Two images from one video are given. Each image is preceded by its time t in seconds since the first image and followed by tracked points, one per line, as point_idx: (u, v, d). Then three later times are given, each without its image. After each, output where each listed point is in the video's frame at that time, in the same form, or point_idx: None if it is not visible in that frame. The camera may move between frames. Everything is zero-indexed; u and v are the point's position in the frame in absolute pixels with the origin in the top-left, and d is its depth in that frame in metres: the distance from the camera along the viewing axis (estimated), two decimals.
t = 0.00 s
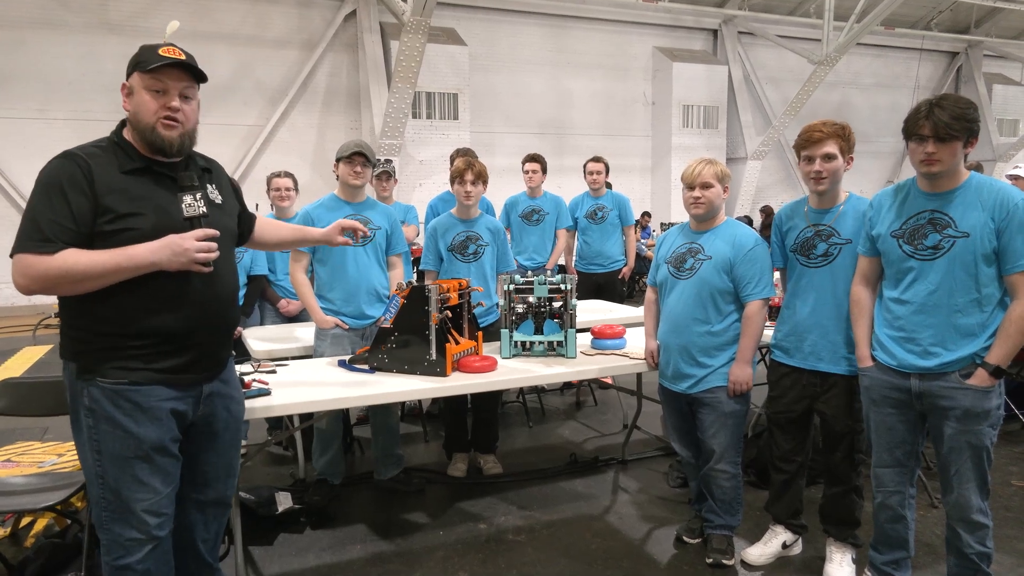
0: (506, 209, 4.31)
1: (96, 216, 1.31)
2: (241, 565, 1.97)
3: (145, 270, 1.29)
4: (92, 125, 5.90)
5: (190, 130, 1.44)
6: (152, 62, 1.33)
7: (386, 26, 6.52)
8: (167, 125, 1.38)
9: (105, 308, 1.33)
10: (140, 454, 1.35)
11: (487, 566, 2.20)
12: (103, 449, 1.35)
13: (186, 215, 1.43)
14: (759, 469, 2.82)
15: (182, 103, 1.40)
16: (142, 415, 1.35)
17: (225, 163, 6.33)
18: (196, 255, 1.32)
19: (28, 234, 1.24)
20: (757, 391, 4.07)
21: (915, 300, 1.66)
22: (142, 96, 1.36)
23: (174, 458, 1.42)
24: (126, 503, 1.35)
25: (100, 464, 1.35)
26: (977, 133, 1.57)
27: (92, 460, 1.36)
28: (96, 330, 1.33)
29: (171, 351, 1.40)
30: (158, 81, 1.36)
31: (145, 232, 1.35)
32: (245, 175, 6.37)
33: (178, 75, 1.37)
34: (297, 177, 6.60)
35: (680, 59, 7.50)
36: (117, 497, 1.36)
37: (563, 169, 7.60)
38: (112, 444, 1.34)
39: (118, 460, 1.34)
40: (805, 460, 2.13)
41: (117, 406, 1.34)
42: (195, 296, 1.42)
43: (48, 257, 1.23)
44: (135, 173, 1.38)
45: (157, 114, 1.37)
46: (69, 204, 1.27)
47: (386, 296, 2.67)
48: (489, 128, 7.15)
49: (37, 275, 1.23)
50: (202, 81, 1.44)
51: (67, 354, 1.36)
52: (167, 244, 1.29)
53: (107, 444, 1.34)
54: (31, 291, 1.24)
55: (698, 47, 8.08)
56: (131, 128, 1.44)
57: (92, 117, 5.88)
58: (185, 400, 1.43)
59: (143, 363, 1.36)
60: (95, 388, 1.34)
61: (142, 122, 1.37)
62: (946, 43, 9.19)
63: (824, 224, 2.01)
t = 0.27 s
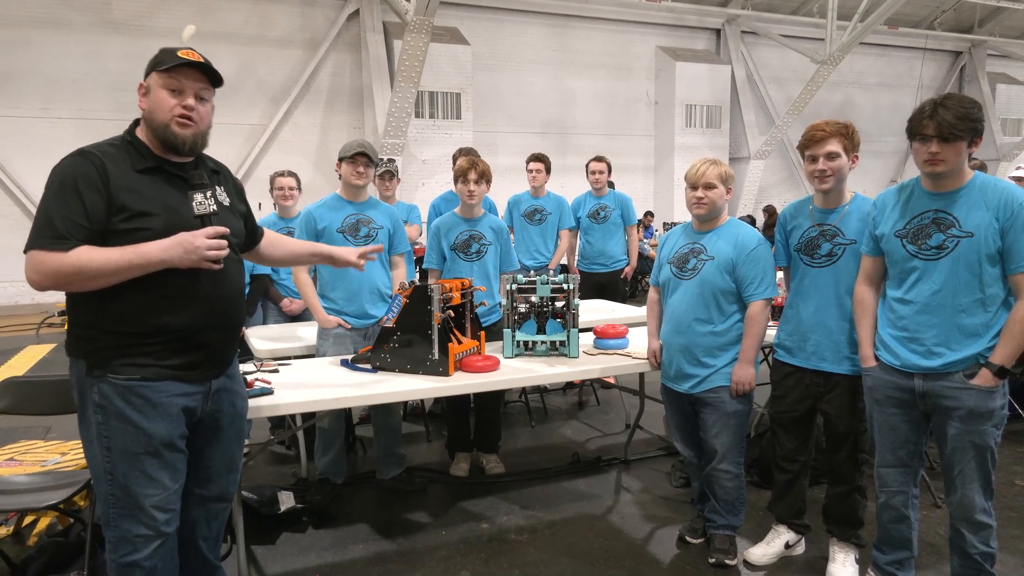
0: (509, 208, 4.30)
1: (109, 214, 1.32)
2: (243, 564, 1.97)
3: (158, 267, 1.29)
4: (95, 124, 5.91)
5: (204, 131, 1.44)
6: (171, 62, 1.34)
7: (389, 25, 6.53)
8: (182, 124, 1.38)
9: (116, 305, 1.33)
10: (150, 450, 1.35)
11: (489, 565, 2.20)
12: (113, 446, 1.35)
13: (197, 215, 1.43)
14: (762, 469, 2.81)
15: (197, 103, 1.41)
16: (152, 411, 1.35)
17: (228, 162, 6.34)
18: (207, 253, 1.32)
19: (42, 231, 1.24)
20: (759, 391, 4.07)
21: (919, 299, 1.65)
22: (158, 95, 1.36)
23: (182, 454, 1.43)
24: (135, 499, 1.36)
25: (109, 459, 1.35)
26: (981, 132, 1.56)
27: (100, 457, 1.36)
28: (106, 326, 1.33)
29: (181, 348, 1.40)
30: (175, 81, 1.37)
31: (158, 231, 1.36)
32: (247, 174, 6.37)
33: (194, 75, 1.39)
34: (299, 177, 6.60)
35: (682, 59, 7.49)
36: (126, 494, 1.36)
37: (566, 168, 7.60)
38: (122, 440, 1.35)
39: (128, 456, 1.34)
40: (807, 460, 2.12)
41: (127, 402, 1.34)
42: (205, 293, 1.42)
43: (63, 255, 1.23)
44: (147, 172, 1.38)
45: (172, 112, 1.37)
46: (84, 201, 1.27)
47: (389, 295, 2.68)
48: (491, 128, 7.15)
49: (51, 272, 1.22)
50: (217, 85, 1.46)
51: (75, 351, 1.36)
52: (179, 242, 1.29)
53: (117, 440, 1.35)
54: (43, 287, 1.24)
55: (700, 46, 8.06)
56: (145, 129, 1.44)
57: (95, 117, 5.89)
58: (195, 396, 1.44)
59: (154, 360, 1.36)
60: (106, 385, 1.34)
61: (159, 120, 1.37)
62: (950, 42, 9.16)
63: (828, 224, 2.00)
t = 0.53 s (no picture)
0: (508, 207, 4.30)
1: (116, 210, 1.33)
2: (243, 564, 1.97)
3: (160, 264, 1.29)
4: (96, 124, 5.91)
5: (214, 130, 1.44)
6: (179, 62, 1.36)
7: (389, 25, 6.53)
8: (191, 123, 1.39)
9: (119, 298, 1.34)
10: (146, 443, 1.36)
11: (490, 565, 2.20)
12: (112, 437, 1.36)
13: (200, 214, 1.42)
14: (762, 469, 2.81)
15: (206, 103, 1.41)
16: (149, 405, 1.36)
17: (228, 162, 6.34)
18: (207, 250, 1.30)
19: (49, 225, 1.25)
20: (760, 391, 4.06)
21: (920, 299, 1.65)
22: (168, 96, 1.38)
23: (179, 448, 1.43)
24: (132, 491, 1.36)
25: (108, 450, 1.36)
26: (982, 132, 1.56)
27: (101, 448, 1.37)
28: (109, 320, 1.34)
29: (181, 344, 1.40)
30: (184, 82, 1.38)
31: (162, 228, 1.36)
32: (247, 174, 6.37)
33: (202, 76, 1.40)
34: (300, 176, 6.60)
35: (683, 59, 7.49)
36: (123, 486, 1.36)
37: (566, 168, 7.60)
38: (120, 432, 1.35)
39: (125, 448, 1.35)
40: (806, 460, 2.12)
41: (124, 395, 1.34)
42: (206, 290, 1.42)
43: (68, 248, 1.24)
44: (157, 172, 1.39)
45: (180, 111, 1.38)
46: (91, 197, 1.28)
47: (389, 295, 2.68)
48: (491, 128, 7.15)
49: (57, 265, 1.24)
50: (227, 86, 1.47)
51: (80, 344, 1.38)
52: (180, 240, 1.29)
53: (116, 432, 1.35)
54: (53, 280, 1.26)
55: (701, 46, 8.06)
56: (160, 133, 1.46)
57: (95, 116, 5.89)
58: (192, 391, 1.43)
59: (152, 355, 1.37)
60: (105, 376, 1.35)
61: (169, 120, 1.38)
62: (950, 41, 9.16)
63: (828, 223, 2.00)
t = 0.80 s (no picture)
0: (503, 208, 4.29)
1: (116, 211, 1.33)
2: (242, 565, 1.96)
3: (158, 262, 1.29)
4: (95, 125, 5.91)
5: (215, 134, 1.45)
6: (179, 69, 1.36)
7: (388, 26, 6.53)
8: (192, 129, 1.40)
9: (122, 296, 1.35)
10: (146, 439, 1.36)
11: (489, 566, 2.20)
12: (114, 432, 1.36)
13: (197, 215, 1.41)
14: (761, 470, 2.81)
15: (206, 107, 1.41)
16: (149, 401, 1.36)
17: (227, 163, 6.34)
18: (201, 249, 1.30)
19: (52, 225, 1.27)
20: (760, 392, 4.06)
21: (920, 300, 1.65)
22: (171, 103, 1.39)
23: (180, 444, 1.42)
24: (132, 486, 1.36)
25: (111, 444, 1.37)
26: (981, 134, 1.56)
27: (104, 443, 1.38)
28: (111, 317, 1.36)
29: (182, 341, 1.40)
30: (184, 88, 1.39)
31: (162, 228, 1.36)
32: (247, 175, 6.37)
33: (203, 80, 1.40)
34: (299, 178, 6.60)
35: (682, 60, 7.50)
36: (124, 481, 1.37)
37: (565, 169, 7.60)
38: (121, 427, 1.36)
39: (125, 443, 1.35)
40: (803, 461, 2.12)
41: (126, 391, 1.35)
42: (205, 287, 1.42)
43: (69, 247, 1.25)
44: (159, 173, 1.39)
45: (182, 117, 1.39)
46: (93, 198, 1.29)
47: (388, 296, 2.68)
48: (491, 129, 7.15)
49: (59, 263, 1.25)
50: (229, 89, 1.46)
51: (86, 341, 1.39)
52: (176, 238, 1.29)
53: (117, 427, 1.36)
54: (57, 280, 1.27)
55: (700, 48, 8.08)
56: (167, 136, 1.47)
57: (95, 117, 5.89)
58: (193, 388, 1.43)
59: (153, 351, 1.37)
60: (107, 372, 1.35)
61: (171, 127, 1.39)
62: (949, 43, 9.17)
63: (825, 225, 2.00)
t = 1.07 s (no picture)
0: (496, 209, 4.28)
1: (119, 210, 1.33)
2: (240, 566, 1.96)
3: (159, 261, 1.28)
4: (93, 125, 5.90)
5: (218, 135, 1.45)
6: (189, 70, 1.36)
7: (387, 27, 6.53)
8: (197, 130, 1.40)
9: (124, 294, 1.35)
10: (147, 437, 1.35)
11: (488, 567, 2.20)
12: (116, 431, 1.36)
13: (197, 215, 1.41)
14: (759, 471, 2.81)
15: (213, 109, 1.42)
16: (150, 399, 1.35)
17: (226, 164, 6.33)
18: (202, 247, 1.29)
19: (55, 225, 1.26)
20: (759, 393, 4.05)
21: (919, 300, 1.65)
22: (177, 103, 1.38)
23: (182, 442, 1.42)
24: (134, 484, 1.36)
25: (113, 442, 1.36)
26: (980, 135, 1.57)
27: (106, 441, 1.38)
28: (112, 315, 1.35)
29: (184, 339, 1.40)
30: (192, 89, 1.39)
31: (163, 227, 1.35)
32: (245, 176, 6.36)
33: (211, 83, 1.41)
34: (298, 178, 6.59)
35: (680, 61, 7.51)
36: (126, 479, 1.36)
37: (564, 170, 7.60)
38: (123, 425, 1.35)
39: (127, 441, 1.35)
40: (800, 461, 2.13)
41: (128, 389, 1.35)
42: (206, 286, 1.41)
43: (71, 247, 1.25)
44: (160, 172, 1.39)
45: (188, 117, 1.38)
46: (94, 198, 1.29)
47: (387, 297, 2.67)
48: (490, 130, 7.15)
49: (61, 262, 1.25)
50: (233, 92, 1.47)
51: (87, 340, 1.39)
52: (177, 237, 1.28)
53: (119, 425, 1.35)
54: (60, 279, 1.27)
55: (699, 49, 8.08)
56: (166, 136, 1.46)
57: (93, 118, 5.88)
58: (195, 386, 1.42)
59: (155, 349, 1.36)
60: (109, 370, 1.35)
61: (178, 127, 1.38)
62: (946, 45, 9.19)
63: (820, 226, 2.00)
